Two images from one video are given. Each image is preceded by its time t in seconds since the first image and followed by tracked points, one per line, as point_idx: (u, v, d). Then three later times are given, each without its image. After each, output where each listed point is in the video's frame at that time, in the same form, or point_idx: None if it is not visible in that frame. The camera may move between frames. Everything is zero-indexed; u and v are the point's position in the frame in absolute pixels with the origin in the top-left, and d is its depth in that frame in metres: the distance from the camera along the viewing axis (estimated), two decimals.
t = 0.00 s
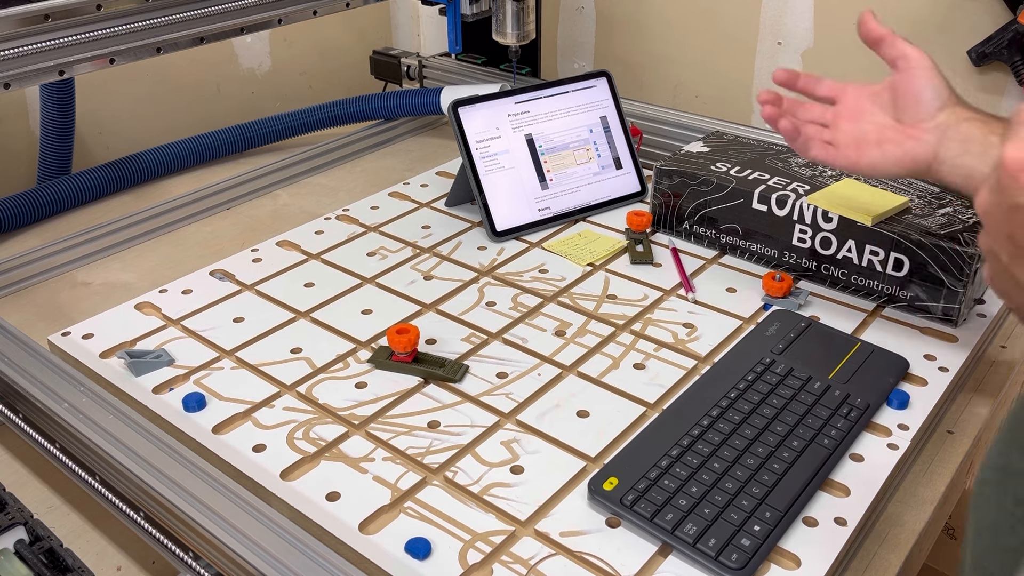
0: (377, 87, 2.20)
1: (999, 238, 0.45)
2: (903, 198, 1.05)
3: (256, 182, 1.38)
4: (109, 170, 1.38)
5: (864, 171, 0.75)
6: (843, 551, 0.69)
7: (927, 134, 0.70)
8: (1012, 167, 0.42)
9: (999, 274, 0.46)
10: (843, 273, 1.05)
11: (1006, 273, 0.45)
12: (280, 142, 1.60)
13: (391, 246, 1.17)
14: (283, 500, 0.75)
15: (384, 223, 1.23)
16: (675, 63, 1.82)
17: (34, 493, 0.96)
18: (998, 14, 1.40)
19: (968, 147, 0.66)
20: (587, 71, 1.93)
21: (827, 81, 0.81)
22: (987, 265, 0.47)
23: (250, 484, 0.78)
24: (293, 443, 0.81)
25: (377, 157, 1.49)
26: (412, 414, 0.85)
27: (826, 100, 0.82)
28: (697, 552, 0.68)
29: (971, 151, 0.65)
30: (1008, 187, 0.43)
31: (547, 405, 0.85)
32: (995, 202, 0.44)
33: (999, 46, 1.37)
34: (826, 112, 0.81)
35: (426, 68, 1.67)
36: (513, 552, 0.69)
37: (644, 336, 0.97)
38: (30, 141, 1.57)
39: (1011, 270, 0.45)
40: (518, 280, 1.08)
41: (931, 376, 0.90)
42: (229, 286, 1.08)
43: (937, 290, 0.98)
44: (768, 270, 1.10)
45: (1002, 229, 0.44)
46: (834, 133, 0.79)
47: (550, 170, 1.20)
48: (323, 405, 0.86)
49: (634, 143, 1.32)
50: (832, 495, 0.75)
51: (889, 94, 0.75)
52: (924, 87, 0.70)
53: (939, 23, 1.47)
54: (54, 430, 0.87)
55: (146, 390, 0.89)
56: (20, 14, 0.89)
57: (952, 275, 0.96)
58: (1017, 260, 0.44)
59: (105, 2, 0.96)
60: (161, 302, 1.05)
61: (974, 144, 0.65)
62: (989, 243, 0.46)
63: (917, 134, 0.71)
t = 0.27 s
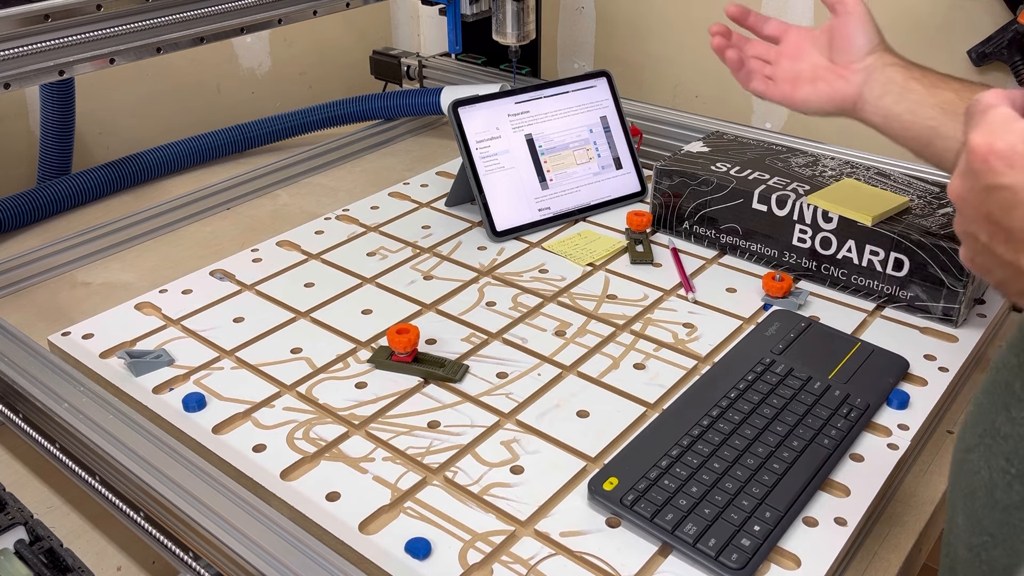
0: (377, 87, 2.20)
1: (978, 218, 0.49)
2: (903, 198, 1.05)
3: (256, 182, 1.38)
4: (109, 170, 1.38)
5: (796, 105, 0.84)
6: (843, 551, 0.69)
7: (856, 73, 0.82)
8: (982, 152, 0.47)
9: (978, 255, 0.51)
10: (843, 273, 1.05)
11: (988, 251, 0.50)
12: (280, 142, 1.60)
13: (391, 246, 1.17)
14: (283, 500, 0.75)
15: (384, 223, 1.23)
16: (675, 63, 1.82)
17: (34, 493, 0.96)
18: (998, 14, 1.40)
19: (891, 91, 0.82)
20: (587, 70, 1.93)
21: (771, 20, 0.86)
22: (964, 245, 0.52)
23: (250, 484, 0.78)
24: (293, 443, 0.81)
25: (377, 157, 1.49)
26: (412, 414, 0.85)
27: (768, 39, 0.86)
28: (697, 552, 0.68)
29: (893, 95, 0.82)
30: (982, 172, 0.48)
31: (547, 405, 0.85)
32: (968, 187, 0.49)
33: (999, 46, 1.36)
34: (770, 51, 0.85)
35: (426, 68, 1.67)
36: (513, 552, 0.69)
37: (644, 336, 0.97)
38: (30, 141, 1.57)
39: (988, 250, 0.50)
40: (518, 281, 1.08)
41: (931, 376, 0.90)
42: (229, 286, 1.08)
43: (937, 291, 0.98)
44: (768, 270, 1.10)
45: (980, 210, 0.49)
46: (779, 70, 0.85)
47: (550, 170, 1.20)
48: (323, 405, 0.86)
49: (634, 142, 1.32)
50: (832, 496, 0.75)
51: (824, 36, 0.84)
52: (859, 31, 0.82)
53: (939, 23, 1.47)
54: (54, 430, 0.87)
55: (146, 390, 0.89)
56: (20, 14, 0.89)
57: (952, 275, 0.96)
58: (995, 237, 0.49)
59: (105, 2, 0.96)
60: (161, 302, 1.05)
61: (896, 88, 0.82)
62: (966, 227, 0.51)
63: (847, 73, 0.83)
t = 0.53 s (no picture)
0: (377, 87, 2.20)
1: (976, 205, 0.48)
2: (903, 198, 1.05)
3: (256, 182, 1.38)
4: (109, 170, 1.38)
5: (750, 87, 0.81)
6: (843, 551, 0.69)
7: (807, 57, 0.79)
8: (978, 140, 0.46)
9: (975, 242, 0.50)
10: (843, 273, 1.04)
11: (986, 237, 0.49)
12: (280, 142, 1.60)
13: (391, 246, 1.17)
14: (283, 500, 0.75)
15: (384, 223, 1.23)
16: (675, 63, 1.82)
17: (34, 492, 0.96)
18: (998, 14, 1.40)
19: (838, 76, 0.79)
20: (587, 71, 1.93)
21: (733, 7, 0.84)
22: (957, 236, 0.52)
23: (250, 484, 0.78)
24: (293, 443, 0.81)
25: (377, 157, 1.49)
26: (412, 414, 0.85)
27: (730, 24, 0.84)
28: (697, 552, 0.68)
29: (840, 80, 0.78)
30: (979, 160, 0.46)
31: (547, 405, 0.85)
32: (964, 176, 0.48)
33: (999, 46, 1.37)
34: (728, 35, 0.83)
35: (426, 68, 1.67)
36: (513, 552, 0.69)
37: (644, 336, 0.97)
38: (30, 141, 1.57)
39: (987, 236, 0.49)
40: (518, 281, 1.08)
41: (931, 376, 0.90)
42: (229, 286, 1.08)
43: (937, 291, 0.98)
44: (768, 270, 1.10)
45: (979, 197, 0.47)
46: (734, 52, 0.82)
47: (549, 170, 1.20)
48: (323, 405, 0.86)
49: (634, 142, 1.32)
50: (833, 496, 0.75)
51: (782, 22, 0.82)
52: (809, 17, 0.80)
53: (939, 23, 1.47)
54: (54, 430, 0.87)
55: (146, 390, 0.89)
56: (20, 14, 0.89)
57: (952, 275, 0.96)
58: (994, 223, 0.48)
59: (105, 3, 0.96)
60: (161, 302, 1.05)
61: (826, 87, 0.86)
62: (961, 215, 0.50)
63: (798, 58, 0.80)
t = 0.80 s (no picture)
0: (377, 87, 2.20)
1: (986, 212, 0.46)
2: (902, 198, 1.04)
3: (255, 182, 1.38)
4: (109, 170, 1.38)
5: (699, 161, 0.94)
6: (843, 551, 0.69)
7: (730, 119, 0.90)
8: (986, 147, 0.45)
9: (983, 252, 0.48)
10: (843, 273, 1.04)
11: (998, 246, 0.47)
12: (280, 142, 1.60)
13: (391, 247, 1.17)
14: (283, 500, 0.75)
15: (384, 223, 1.23)
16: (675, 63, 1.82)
17: (34, 492, 0.96)
18: (998, 14, 1.40)
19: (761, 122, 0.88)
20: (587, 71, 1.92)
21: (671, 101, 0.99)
22: (962, 246, 0.49)
23: (250, 484, 0.78)
24: (293, 443, 0.81)
25: (376, 157, 1.49)
26: (412, 414, 0.85)
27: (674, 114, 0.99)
28: (697, 552, 0.68)
29: (762, 125, 0.88)
30: (988, 167, 0.45)
31: (547, 405, 0.85)
32: (972, 185, 0.46)
33: (999, 46, 1.38)
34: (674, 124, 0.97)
35: (426, 68, 1.67)
36: (513, 552, 0.69)
37: (644, 336, 0.97)
38: (30, 141, 1.57)
39: (998, 245, 0.47)
40: (518, 281, 1.08)
41: (931, 376, 0.90)
42: (229, 286, 1.08)
43: (937, 290, 0.98)
44: (768, 270, 1.10)
45: (989, 205, 0.46)
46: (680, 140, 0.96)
47: (549, 170, 1.20)
48: (323, 405, 0.86)
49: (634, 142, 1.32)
50: (833, 496, 0.75)
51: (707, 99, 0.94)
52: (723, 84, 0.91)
53: (939, 23, 1.47)
54: (54, 430, 0.87)
55: (146, 390, 0.89)
56: (20, 14, 0.89)
57: (952, 275, 0.96)
58: (1006, 230, 0.46)
59: (105, 3, 0.96)
60: (161, 302, 1.05)
61: (765, 118, 0.88)
62: (970, 223, 0.48)
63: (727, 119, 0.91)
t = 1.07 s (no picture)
0: (377, 87, 2.20)
1: (968, 217, 0.46)
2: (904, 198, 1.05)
3: (256, 183, 1.38)
4: (109, 170, 1.38)
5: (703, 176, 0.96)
6: (843, 551, 0.69)
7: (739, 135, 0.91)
8: (966, 156, 0.45)
9: (969, 256, 0.47)
10: (843, 273, 1.04)
11: (982, 251, 0.46)
12: (280, 142, 1.60)
13: (391, 246, 1.17)
14: (283, 500, 0.75)
15: (384, 223, 1.23)
16: (675, 63, 1.82)
17: (34, 492, 0.96)
18: (999, 14, 1.40)
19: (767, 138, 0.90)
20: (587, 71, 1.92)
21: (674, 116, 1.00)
22: (950, 251, 0.49)
23: (250, 484, 0.78)
24: (293, 443, 0.81)
25: (377, 157, 1.49)
26: (412, 414, 0.85)
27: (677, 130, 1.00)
28: (697, 552, 0.68)
29: (772, 141, 0.89)
30: (970, 175, 0.45)
31: (547, 405, 0.85)
32: (954, 192, 0.46)
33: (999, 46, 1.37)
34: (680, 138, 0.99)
35: (426, 68, 1.67)
36: (512, 552, 0.69)
37: (644, 336, 0.97)
38: (30, 141, 1.57)
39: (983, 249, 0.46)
40: (518, 281, 1.08)
41: (931, 376, 0.90)
42: (229, 286, 1.08)
43: (937, 291, 0.98)
44: (768, 270, 1.10)
45: (972, 211, 0.46)
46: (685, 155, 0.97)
47: (550, 170, 1.20)
48: (323, 405, 0.86)
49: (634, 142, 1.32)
50: (833, 496, 0.75)
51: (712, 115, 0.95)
52: (728, 102, 0.92)
53: (939, 23, 1.47)
54: (54, 430, 0.87)
55: (146, 390, 0.89)
56: (20, 14, 0.89)
57: (952, 275, 0.96)
58: (991, 234, 0.45)
59: (105, 3, 0.96)
60: (161, 302, 1.05)
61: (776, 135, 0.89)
62: (954, 229, 0.47)
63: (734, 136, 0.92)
